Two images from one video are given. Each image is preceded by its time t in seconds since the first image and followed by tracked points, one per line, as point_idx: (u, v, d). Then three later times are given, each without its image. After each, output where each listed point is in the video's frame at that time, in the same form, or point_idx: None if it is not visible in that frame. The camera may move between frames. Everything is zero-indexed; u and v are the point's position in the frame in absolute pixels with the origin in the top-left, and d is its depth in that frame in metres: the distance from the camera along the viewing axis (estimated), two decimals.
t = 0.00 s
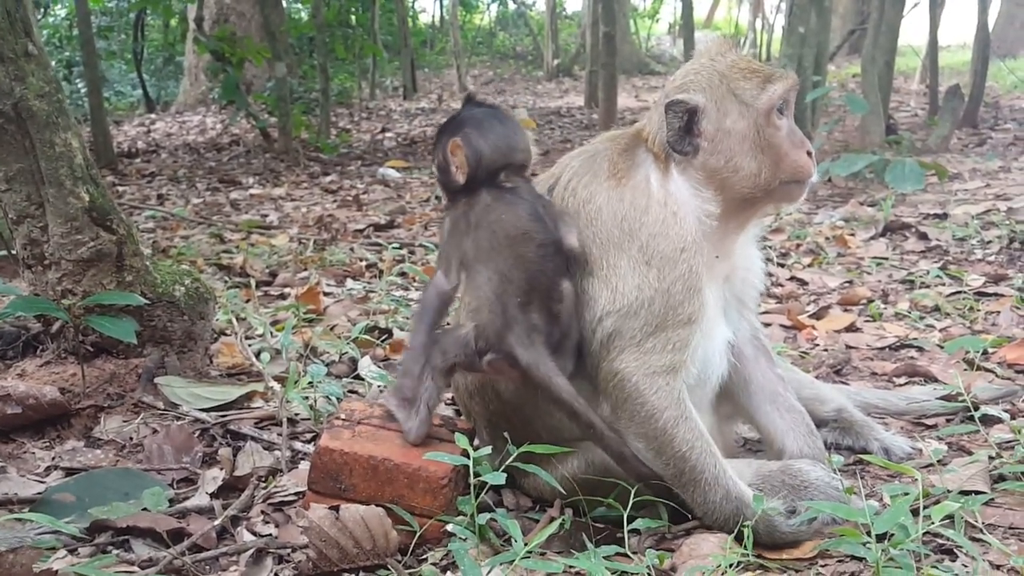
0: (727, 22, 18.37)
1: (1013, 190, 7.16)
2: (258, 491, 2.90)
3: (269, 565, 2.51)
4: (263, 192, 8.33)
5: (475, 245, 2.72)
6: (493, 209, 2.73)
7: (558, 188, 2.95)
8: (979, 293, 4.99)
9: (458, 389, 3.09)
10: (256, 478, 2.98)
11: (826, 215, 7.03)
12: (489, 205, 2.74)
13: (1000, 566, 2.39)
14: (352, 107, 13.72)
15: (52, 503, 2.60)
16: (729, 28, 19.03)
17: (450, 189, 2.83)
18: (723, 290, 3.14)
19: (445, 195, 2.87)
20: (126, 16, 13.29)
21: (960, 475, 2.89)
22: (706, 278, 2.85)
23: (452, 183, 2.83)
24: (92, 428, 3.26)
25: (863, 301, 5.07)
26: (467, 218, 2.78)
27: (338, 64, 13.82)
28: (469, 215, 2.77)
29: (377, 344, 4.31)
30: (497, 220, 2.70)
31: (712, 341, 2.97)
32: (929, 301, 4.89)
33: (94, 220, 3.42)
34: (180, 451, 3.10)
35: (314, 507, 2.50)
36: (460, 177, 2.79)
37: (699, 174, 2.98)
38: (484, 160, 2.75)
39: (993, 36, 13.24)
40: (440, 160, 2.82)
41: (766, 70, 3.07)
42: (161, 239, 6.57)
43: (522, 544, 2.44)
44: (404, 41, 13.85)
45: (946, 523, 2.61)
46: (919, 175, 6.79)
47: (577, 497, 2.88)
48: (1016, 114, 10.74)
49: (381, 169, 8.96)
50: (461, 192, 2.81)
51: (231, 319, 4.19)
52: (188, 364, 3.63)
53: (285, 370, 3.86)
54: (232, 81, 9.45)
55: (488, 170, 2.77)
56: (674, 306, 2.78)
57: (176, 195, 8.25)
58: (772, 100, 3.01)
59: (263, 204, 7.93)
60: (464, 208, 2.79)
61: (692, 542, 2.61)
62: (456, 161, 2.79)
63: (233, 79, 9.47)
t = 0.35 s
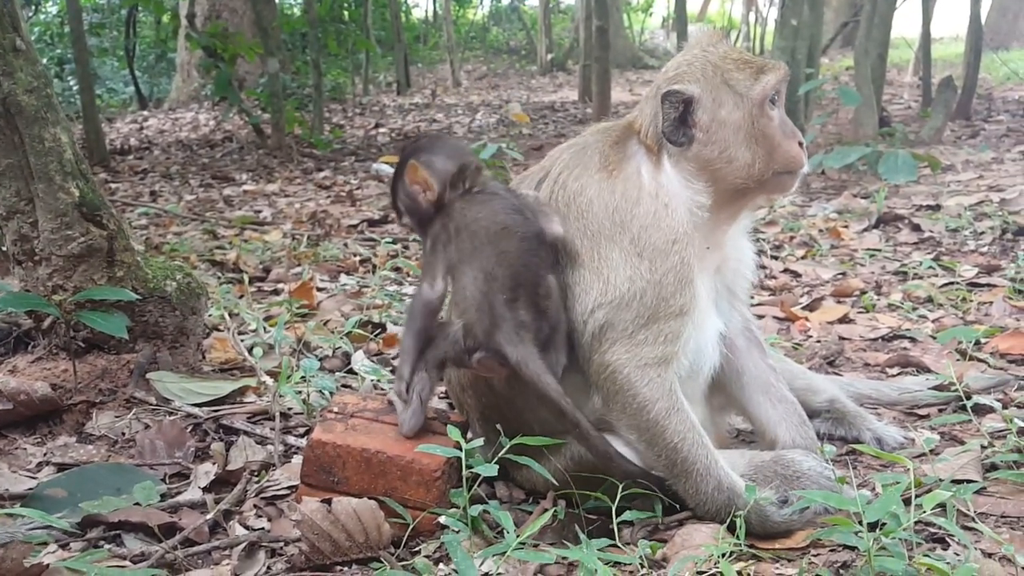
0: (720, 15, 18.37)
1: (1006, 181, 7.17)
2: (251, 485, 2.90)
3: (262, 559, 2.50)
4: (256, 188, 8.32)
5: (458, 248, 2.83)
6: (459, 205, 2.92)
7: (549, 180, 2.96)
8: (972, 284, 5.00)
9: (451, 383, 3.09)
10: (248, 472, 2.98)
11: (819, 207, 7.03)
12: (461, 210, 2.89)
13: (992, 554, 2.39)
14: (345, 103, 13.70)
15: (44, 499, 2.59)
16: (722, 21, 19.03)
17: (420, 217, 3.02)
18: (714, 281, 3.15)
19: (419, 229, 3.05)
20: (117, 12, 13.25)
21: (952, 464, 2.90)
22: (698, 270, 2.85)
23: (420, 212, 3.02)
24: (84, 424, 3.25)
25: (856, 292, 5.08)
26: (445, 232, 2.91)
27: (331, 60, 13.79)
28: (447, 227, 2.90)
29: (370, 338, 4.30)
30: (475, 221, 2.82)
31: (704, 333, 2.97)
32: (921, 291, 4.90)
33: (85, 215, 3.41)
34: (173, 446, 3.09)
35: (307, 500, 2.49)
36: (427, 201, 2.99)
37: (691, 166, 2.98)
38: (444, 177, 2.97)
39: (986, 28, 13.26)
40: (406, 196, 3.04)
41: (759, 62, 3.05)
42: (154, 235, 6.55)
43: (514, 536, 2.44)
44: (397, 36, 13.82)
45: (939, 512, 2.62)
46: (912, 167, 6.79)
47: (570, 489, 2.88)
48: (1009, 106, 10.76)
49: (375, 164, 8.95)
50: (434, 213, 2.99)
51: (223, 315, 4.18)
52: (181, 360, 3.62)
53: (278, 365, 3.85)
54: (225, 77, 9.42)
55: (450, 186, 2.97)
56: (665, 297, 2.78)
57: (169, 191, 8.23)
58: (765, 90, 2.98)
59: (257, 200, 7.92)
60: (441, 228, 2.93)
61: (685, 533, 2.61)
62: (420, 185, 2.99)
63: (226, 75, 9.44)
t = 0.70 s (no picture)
0: (716, 10, 18.35)
1: (1001, 176, 7.18)
2: (246, 480, 2.90)
3: (257, 554, 2.51)
4: (251, 184, 8.30)
5: (438, 262, 2.81)
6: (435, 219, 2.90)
7: (541, 175, 2.96)
8: (967, 278, 5.01)
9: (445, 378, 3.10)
10: (243, 467, 2.98)
11: (815, 202, 7.03)
12: (438, 225, 2.87)
13: (986, 547, 2.40)
14: (341, 99, 13.68)
15: (38, 495, 2.59)
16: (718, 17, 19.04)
17: (390, 234, 3.04)
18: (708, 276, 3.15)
19: (394, 248, 3.06)
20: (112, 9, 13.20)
21: (947, 457, 2.90)
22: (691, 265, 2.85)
23: (391, 231, 3.04)
24: (78, 419, 3.24)
25: (851, 287, 5.08)
26: (423, 250, 2.87)
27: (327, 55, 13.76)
28: (425, 243, 2.86)
29: (365, 334, 4.29)
30: (453, 233, 2.80)
31: (699, 327, 2.97)
32: (916, 286, 4.90)
33: (79, 211, 3.40)
34: (167, 442, 3.10)
35: (302, 495, 2.49)
36: (396, 220, 3.02)
37: (687, 161, 2.98)
38: (412, 196, 3.01)
39: (981, 23, 13.28)
40: (374, 218, 3.05)
41: (755, 57, 3.04)
42: (148, 232, 6.53)
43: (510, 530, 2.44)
44: (392, 31, 13.79)
45: (933, 505, 2.62)
46: (907, 161, 6.77)
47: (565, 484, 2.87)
48: (1004, 101, 10.76)
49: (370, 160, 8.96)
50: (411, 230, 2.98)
51: (218, 311, 4.17)
52: (176, 355, 3.61)
53: (273, 361, 3.85)
54: (220, 73, 9.39)
55: (419, 202, 3.00)
56: (659, 291, 2.78)
57: (164, 188, 8.22)
58: (761, 85, 2.97)
59: (252, 197, 7.90)
60: (419, 244, 2.89)
61: (680, 527, 2.62)
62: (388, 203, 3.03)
63: (221, 71, 9.41)
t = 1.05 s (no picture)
0: (713, 8, 18.35)
1: (998, 174, 7.19)
2: (244, 479, 2.90)
3: (256, 554, 2.51)
4: (248, 182, 8.30)
5: (400, 273, 2.72)
6: (397, 229, 2.80)
7: (536, 176, 2.98)
8: (964, 276, 5.02)
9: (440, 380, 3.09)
10: (241, 467, 2.98)
11: (811, 200, 7.05)
12: (405, 234, 2.76)
13: (983, 545, 2.41)
14: (337, 97, 13.67)
15: (37, 494, 2.59)
16: (715, 15, 19.05)
17: (360, 247, 2.86)
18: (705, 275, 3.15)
19: (363, 260, 2.89)
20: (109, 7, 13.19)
21: (945, 456, 2.92)
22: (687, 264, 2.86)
23: (360, 243, 2.85)
24: (77, 419, 3.24)
25: (848, 285, 5.09)
26: (390, 261, 2.77)
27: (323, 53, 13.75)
28: (390, 256, 2.76)
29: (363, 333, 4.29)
30: (413, 244, 2.72)
31: (697, 326, 2.99)
32: (913, 284, 4.91)
33: (77, 211, 3.40)
34: (166, 441, 3.10)
35: (301, 495, 2.49)
36: (365, 231, 2.82)
37: (684, 160, 2.98)
38: (379, 207, 2.85)
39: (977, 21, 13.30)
40: (342, 230, 2.84)
41: (753, 58, 3.04)
42: (145, 230, 6.52)
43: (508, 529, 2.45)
44: (389, 29, 13.78)
45: (931, 503, 2.63)
46: (903, 159, 6.76)
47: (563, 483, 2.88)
48: (1000, 98, 10.78)
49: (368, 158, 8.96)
50: (380, 242, 2.82)
51: (216, 310, 4.18)
52: (173, 355, 3.61)
53: (271, 360, 3.85)
54: (216, 71, 9.39)
55: (386, 213, 2.84)
56: (656, 290, 2.80)
57: (160, 186, 8.21)
58: (759, 85, 2.98)
59: (249, 195, 7.90)
60: (384, 259, 2.79)
61: (678, 526, 2.63)
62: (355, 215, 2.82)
63: (218, 69, 9.40)
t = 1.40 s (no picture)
0: (714, 13, 18.38)
1: (997, 183, 7.20)
2: (241, 481, 2.90)
3: (252, 556, 2.51)
4: (248, 182, 8.30)
5: (389, 283, 2.74)
6: (380, 239, 2.80)
7: (536, 179, 2.99)
8: (962, 284, 5.03)
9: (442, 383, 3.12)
10: (239, 468, 2.98)
11: (811, 207, 7.05)
12: (390, 243, 2.78)
13: (979, 555, 2.41)
14: (339, 98, 13.68)
15: (34, 494, 2.59)
16: (717, 20, 19.06)
17: (340, 265, 2.83)
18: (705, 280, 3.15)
19: (345, 279, 2.86)
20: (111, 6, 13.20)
21: (941, 465, 2.92)
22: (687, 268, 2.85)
23: (342, 261, 2.83)
24: (75, 418, 3.24)
25: (847, 292, 5.10)
26: (374, 271, 2.78)
27: (325, 54, 13.77)
28: (376, 265, 2.77)
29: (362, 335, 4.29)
30: (399, 250, 2.75)
31: (695, 331, 2.98)
32: (912, 292, 4.92)
33: (77, 210, 3.41)
34: (163, 442, 3.10)
35: (297, 497, 2.50)
36: (346, 249, 2.80)
37: (687, 165, 2.97)
38: (357, 221, 2.82)
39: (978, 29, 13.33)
40: (320, 250, 2.82)
41: (755, 66, 3.04)
42: (145, 230, 6.53)
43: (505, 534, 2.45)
44: (391, 31, 13.80)
45: (927, 513, 2.63)
46: (903, 167, 6.77)
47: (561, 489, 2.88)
48: (1000, 106, 10.80)
49: (368, 160, 8.97)
50: (366, 254, 2.80)
51: (215, 311, 4.18)
52: (172, 355, 3.61)
53: (269, 361, 3.85)
54: (218, 71, 9.39)
55: (366, 227, 2.83)
56: (655, 293, 2.78)
57: (161, 185, 8.21)
58: (763, 92, 2.98)
59: (249, 195, 7.90)
60: (369, 267, 2.79)
61: (674, 533, 2.63)
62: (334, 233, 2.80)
63: (219, 69, 9.40)
